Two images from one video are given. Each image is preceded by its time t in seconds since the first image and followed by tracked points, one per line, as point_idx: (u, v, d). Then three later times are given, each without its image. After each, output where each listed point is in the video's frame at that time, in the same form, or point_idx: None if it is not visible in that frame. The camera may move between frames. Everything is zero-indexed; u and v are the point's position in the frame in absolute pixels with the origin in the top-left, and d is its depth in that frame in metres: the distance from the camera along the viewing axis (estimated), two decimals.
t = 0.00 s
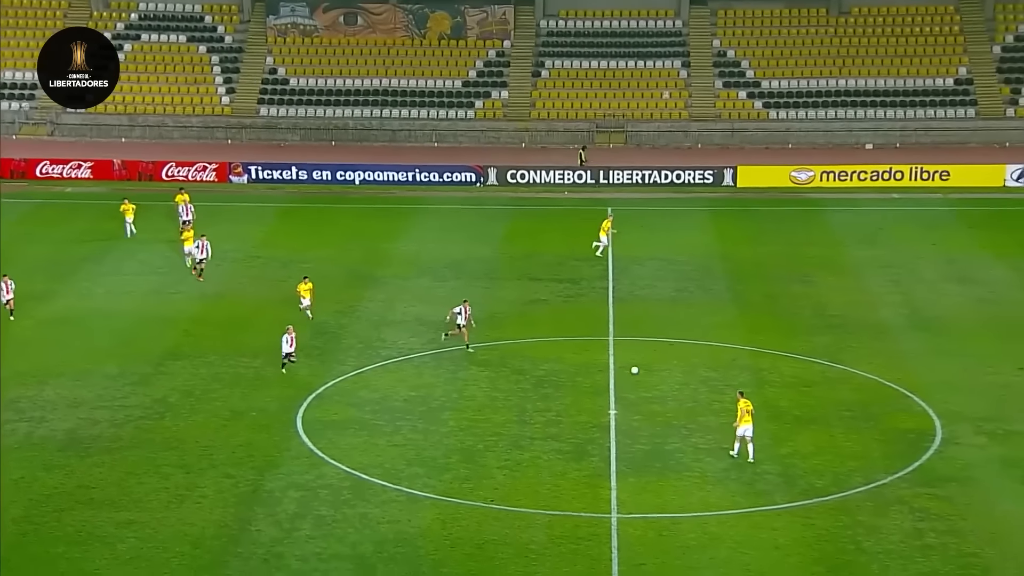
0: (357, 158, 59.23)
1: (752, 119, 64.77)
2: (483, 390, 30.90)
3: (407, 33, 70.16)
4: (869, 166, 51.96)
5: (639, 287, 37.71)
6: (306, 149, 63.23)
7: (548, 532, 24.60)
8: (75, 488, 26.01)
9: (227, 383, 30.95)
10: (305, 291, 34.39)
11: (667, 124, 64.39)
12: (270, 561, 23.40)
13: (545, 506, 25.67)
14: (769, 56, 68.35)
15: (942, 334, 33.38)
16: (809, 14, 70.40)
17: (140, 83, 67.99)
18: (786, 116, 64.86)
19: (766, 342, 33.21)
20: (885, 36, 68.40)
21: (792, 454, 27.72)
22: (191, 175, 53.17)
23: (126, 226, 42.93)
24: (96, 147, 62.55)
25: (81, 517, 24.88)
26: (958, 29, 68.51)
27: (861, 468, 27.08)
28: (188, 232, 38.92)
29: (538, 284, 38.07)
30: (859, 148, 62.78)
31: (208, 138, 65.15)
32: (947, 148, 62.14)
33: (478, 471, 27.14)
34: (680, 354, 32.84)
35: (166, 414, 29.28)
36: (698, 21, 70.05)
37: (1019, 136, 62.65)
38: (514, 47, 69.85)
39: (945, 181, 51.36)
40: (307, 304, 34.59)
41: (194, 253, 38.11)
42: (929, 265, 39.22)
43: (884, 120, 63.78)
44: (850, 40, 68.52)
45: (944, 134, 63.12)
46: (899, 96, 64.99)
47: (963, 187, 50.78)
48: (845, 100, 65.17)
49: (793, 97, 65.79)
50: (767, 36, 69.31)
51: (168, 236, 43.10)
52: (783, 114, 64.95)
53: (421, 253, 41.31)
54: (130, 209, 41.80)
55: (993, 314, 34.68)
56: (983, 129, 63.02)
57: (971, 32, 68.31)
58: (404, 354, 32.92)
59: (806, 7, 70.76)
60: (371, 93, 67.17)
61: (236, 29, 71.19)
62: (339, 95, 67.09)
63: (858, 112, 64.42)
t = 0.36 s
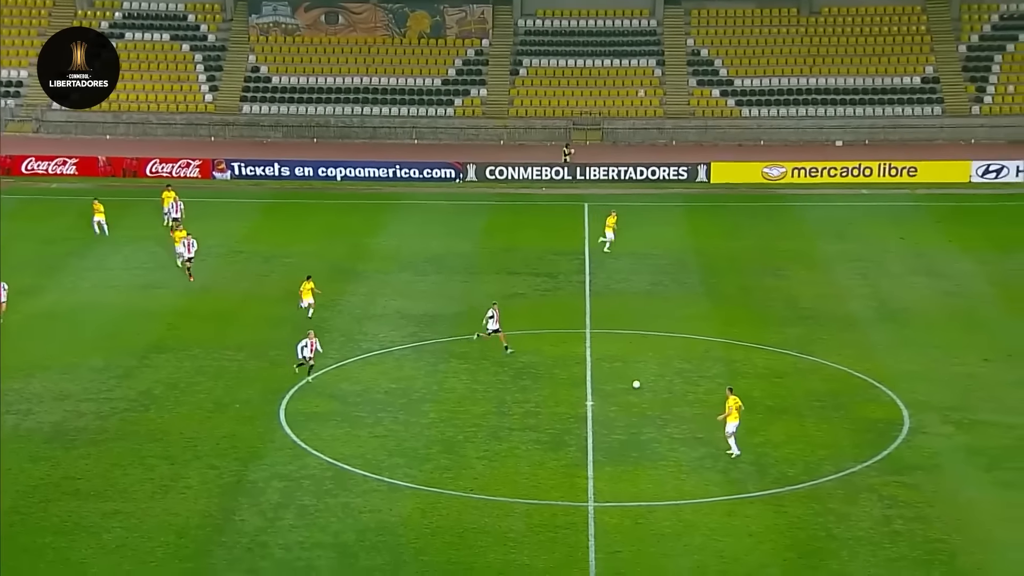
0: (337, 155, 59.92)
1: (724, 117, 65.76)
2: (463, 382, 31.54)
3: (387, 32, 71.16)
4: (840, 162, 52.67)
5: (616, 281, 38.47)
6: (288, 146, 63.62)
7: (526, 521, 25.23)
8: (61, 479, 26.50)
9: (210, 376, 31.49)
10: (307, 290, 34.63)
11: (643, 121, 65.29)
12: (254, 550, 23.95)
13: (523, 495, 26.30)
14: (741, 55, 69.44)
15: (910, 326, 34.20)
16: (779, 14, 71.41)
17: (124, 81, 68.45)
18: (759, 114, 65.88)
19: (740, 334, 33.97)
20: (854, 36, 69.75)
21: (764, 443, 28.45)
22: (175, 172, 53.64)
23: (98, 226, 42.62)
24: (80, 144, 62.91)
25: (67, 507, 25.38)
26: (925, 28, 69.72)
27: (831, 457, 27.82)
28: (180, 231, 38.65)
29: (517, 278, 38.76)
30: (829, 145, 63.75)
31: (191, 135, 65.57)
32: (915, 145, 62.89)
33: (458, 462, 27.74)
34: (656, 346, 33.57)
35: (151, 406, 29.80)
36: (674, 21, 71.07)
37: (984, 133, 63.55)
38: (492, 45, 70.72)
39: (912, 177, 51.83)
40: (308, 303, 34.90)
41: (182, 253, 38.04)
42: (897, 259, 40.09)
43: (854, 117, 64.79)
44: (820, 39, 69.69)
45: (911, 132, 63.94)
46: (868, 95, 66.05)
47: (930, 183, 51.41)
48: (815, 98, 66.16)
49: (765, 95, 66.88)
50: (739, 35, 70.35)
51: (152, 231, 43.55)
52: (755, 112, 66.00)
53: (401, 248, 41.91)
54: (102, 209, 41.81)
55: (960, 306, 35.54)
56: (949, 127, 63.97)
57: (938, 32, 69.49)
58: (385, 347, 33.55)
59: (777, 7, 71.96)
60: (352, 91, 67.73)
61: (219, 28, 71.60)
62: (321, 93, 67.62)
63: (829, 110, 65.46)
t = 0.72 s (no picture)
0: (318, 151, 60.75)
1: (696, 115, 66.92)
2: (442, 373, 32.37)
3: (368, 32, 71.88)
4: (808, 159, 53.86)
5: (592, 274, 39.38)
6: (271, 143, 64.30)
7: (504, 508, 26.04)
8: (50, 469, 27.21)
9: (196, 368, 32.22)
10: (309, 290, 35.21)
11: (617, 118, 66.42)
12: (239, 537, 24.70)
13: (500, 482, 27.12)
14: (712, 54, 70.49)
15: (877, 317, 35.19)
16: (748, 14, 72.86)
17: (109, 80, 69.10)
18: (730, 111, 67.00)
19: (712, 326, 34.90)
20: (821, 36, 71.14)
21: (736, 431, 29.34)
22: (160, 168, 54.26)
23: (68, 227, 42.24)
24: (66, 141, 63.47)
25: (56, 496, 26.09)
26: (890, 28, 71.18)
27: (800, 444, 28.72)
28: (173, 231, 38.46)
29: (495, 271, 39.63)
30: (797, 142, 65.03)
31: (176, 132, 66.16)
32: (879, 141, 64.83)
33: (438, 450, 28.54)
34: (631, 337, 34.47)
35: (138, 397, 30.52)
36: (646, 21, 72.38)
37: (946, 130, 65.42)
38: (471, 45, 71.49)
39: (877, 172, 53.62)
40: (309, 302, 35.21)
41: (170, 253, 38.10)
42: (863, 250, 41.15)
43: (821, 115, 66.32)
44: (788, 38, 70.92)
45: (877, 128, 65.81)
46: (834, 92, 67.68)
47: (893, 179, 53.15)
48: (783, 96, 67.53)
49: (736, 93, 68.00)
50: (710, 34, 71.47)
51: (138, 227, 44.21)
52: (726, 109, 67.10)
53: (382, 242, 42.71)
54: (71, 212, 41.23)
55: (924, 297, 36.57)
56: (913, 123, 65.71)
57: (902, 32, 71.05)
58: (367, 339, 34.34)
59: (746, 7, 73.45)
60: (333, 89, 68.47)
61: (204, 28, 72.38)
62: (303, 91, 68.35)
63: (797, 107, 66.92)
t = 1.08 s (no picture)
0: (302, 148, 61.45)
1: (671, 112, 67.87)
2: (425, 364, 33.21)
3: (350, 31, 72.79)
4: (779, 154, 54.88)
5: (571, 268, 40.29)
6: (256, 140, 64.98)
7: (485, 495, 26.87)
8: (40, 459, 27.92)
9: (184, 360, 32.98)
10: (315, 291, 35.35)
11: (595, 117, 67.40)
12: (226, 524, 25.46)
13: (481, 470, 27.96)
14: (687, 53, 71.55)
15: (847, 308, 36.19)
16: (721, 14, 74.10)
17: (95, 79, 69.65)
18: (704, 109, 67.95)
19: (688, 318, 35.85)
20: (794, 36, 72.37)
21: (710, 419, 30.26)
22: (147, 165, 54.87)
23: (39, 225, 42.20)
24: (53, 138, 64.00)
25: (47, 485, 26.80)
26: (858, 28, 72.87)
27: (772, 432, 29.66)
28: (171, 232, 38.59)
29: (476, 265, 40.47)
30: (768, 138, 65.79)
31: (163, 130, 66.56)
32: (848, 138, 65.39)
33: (421, 440, 29.36)
34: (608, 328, 35.40)
35: (127, 389, 31.26)
36: (622, 21, 73.65)
37: (912, 127, 66.58)
38: (451, 44, 72.40)
39: (847, 168, 54.81)
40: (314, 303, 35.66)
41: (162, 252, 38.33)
42: (833, 244, 42.18)
43: (792, 112, 67.15)
44: (759, 37, 72.27)
45: (844, 126, 66.39)
46: (805, 90, 68.71)
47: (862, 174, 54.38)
48: (756, 94, 68.57)
49: (710, 91, 69.02)
50: (684, 34, 72.69)
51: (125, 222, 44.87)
52: (700, 107, 68.06)
53: (366, 237, 43.48)
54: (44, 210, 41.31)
55: (893, 289, 37.61)
56: (881, 121, 66.79)
57: (868, 32, 72.68)
58: (351, 331, 35.13)
59: (720, 7, 74.57)
60: (316, 88, 69.17)
61: (189, 27, 73.11)
62: (288, 90, 69.08)
63: (768, 105, 67.87)
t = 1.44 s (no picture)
0: (291, 144, 62.29)
1: (651, 109, 68.74)
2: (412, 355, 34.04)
3: (339, 31, 73.38)
4: (756, 150, 55.95)
5: (554, 261, 41.21)
6: (247, 136, 65.78)
7: (470, 482, 27.68)
8: (36, 448, 28.65)
9: (176, 352, 33.74)
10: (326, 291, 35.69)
11: (577, 114, 68.19)
12: (218, 511, 26.22)
13: (466, 458, 28.78)
14: (666, 51, 72.63)
15: (823, 300, 37.17)
16: (699, 13, 75.26)
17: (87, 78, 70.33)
18: (683, 106, 68.90)
19: (668, 310, 36.78)
20: (773, 35, 73.43)
21: (689, 408, 31.16)
22: (139, 161, 55.55)
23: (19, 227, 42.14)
24: (46, 135, 64.70)
25: (43, 474, 27.54)
26: (832, 27, 74.01)
27: (750, 420, 30.57)
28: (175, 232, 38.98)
29: (461, 259, 41.33)
30: (746, 135, 66.34)
31: (155, 127, 67.27)
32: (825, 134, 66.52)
33: (408, 428, 30.17)
34: (590, 320, 36.34)
35: (120, 379, 32.03)
36: (602, 20, 74.79)
37: (885, 124, 67.79)
38: (437, 43, 73.18)
39: (822, 164, 55.45)
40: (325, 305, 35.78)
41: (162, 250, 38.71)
42: (808, 237, 43.17)
43: (769, 109, 68.03)
44: (737, 37, 73.39)
45: (820, 122, 67.65)
46: (783, 88, 69.53)
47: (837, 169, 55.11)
48: (733, 91, 69.53)
49: (690, 89, 69.94)
50: (663, 34, 73.73)
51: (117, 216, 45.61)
52: (680, 104, 69.00)
53: (354, 231, 44.27)
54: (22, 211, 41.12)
55: (867, 281, 38.59)
56: (854, 117, 67.93)
57: (842, 31, 73.84)
58: (340, 323, 35.92)
59: (699, 7, 75.76)
60: (305, 85, 69.93)
61: (181, 27, 73.88)
62: (276, 87, 69.79)
63: (745, 103, 68.77)
